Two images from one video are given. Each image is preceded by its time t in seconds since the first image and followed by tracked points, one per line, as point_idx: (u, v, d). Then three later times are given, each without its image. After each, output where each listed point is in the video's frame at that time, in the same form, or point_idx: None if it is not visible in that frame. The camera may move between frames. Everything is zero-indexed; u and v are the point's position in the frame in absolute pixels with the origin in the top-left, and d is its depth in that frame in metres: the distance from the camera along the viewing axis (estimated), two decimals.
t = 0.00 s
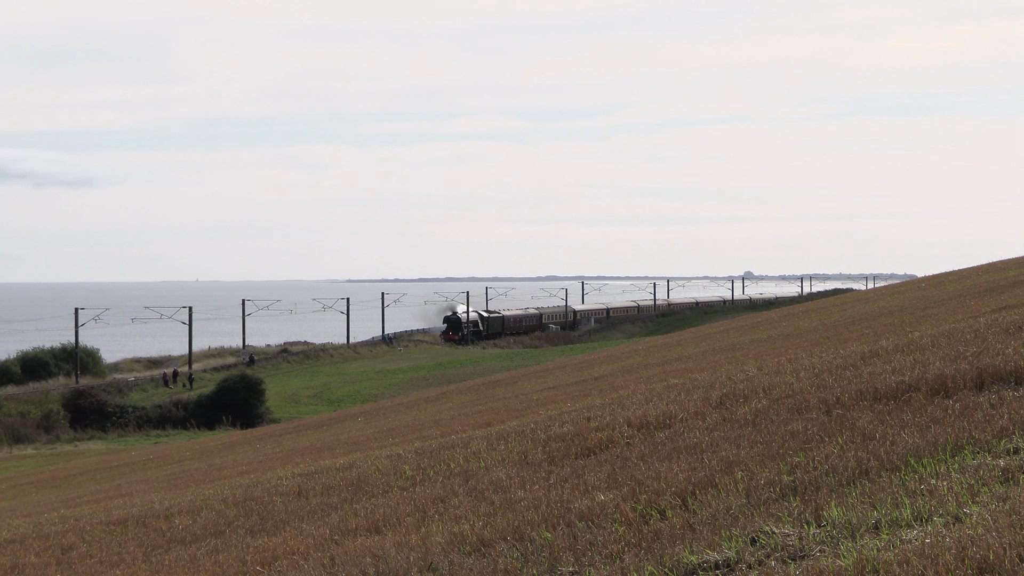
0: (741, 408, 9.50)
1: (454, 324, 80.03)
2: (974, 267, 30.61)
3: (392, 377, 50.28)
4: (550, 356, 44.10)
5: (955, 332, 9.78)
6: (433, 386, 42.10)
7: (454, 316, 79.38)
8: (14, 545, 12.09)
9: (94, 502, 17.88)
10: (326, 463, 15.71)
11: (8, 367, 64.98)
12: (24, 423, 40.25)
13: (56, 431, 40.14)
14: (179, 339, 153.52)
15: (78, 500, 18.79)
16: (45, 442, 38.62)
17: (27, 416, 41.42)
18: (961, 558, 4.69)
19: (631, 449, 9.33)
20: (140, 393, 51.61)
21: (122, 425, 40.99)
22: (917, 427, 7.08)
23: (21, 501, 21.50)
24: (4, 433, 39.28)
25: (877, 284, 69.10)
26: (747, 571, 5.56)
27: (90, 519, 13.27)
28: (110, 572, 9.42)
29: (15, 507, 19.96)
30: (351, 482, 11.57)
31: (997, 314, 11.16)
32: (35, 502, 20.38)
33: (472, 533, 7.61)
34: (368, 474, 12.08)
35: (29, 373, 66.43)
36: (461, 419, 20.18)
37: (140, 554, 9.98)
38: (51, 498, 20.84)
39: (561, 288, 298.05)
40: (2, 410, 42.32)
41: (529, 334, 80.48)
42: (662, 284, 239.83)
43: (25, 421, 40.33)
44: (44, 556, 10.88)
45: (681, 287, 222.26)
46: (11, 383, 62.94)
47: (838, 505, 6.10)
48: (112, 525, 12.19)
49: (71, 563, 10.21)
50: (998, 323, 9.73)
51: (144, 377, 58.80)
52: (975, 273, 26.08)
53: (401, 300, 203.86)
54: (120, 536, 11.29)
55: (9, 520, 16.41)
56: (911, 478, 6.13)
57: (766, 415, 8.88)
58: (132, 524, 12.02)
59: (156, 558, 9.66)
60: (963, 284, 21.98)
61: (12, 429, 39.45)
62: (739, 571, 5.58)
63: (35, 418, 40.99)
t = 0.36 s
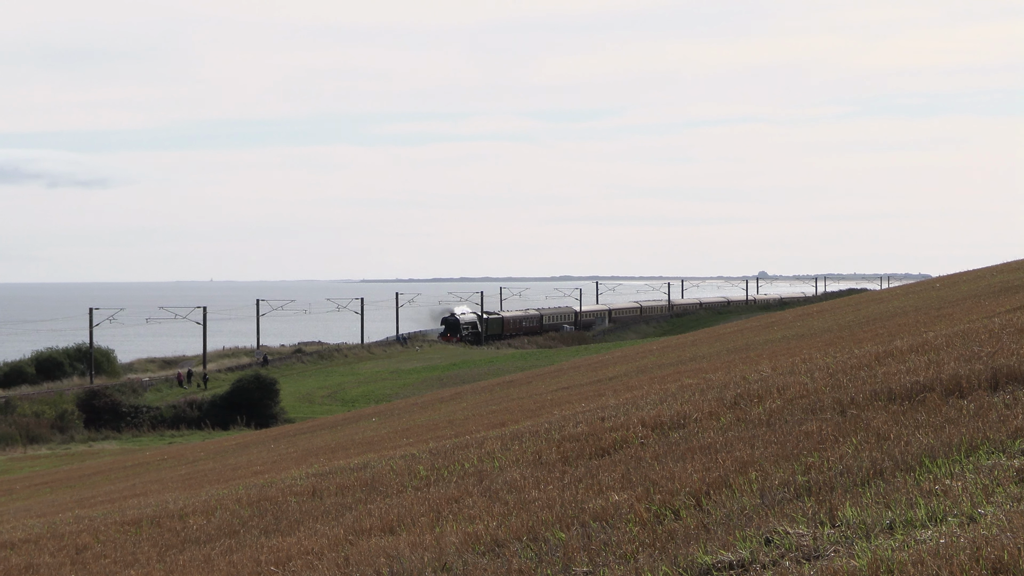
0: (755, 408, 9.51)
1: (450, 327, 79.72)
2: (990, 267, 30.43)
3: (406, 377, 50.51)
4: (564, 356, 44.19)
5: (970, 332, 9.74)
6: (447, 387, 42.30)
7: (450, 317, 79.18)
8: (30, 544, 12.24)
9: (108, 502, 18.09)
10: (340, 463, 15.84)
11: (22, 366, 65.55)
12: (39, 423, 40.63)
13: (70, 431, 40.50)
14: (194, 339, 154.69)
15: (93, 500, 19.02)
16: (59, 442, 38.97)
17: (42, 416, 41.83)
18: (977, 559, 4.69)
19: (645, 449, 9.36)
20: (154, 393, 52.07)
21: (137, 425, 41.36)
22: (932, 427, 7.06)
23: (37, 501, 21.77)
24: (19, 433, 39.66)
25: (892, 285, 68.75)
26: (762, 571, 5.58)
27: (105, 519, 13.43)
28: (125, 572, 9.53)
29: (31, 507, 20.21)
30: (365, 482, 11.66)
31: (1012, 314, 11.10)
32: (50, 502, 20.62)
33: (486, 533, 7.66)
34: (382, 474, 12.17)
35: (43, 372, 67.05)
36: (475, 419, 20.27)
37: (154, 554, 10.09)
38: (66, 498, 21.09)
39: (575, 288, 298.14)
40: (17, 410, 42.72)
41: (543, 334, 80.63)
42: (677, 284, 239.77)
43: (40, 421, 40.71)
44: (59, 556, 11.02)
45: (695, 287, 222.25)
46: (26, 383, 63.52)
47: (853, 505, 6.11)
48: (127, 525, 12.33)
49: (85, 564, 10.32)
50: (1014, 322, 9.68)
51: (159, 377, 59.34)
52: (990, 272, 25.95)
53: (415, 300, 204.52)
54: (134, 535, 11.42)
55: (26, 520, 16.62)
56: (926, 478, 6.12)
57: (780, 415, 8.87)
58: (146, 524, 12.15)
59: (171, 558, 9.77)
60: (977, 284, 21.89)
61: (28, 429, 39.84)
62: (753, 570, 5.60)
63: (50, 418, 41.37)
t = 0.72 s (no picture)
0: (770, 408, 9.51)
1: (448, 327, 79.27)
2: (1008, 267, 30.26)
3: (421, 377, 50.71)
4: (579, 356, 44.30)
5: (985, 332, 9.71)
6: (462, 387, 42.50)
7: (449, 318, 78.69)
8: (46, 544, 12.40)
9: (124, 502, 18.32)
10: (354, 463, 15.97)
11: (38, 367, 66.19)
12: (54, 423, 40.98)
13: (85, 431, 40.86)
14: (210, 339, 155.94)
15: (108, 500, 19.27)
16: (74, 442, 39.33)
17: (57, 416, 42.26)
18: (991, 560, 4.70)
19: (660, 449, 9.39)
20: (169, 393, 52.61)
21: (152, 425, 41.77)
22: (947, 427, 7.06)
23: (53, 501, 22.06)
24: (34, 433, 40.04)
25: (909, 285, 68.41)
26: (777, 571, 5.60)
27: (121, 519, 13.62)
28: (140, 571, 9.64)
29: (47, 507, 20.49)
30: (380, 483, 11.76)
31: None
32: (65, 502, 20.89)
33: (501, 533, 7.72)
34: (396, 474, 12.27)
35: (59, 373, 67.73)
36: (489, 419, 20.39)
37: (169, 554, 10.21)
38: (81, 498, 21.37)
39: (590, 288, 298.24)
40: (32, 410, 43.08)
41: (558, 335, 80.79)
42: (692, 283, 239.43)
43: (55, 421, 41.06)
44: (75, 556, 11.14)
45: (711, 287, 221.78)
46: (42, 384, 64.12)
47: (867, 505, 6.12)
48: (142, 525, 12.48)
49: (100, 564, 10.45)
50: None
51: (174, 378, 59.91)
52: (1007, 272, 25.81)
53: (429, 300, 205.24)
54: (150, 536, 11.55)
55: (41, 519, 16.87)
56: (941, 478, 6.12)
57: (795, 415, 8.87)
58: (161, 524, 12.30)
59: (186, 558, 9.89)
60: (993, 283, 21.79)
61: (43, 428, 40.19)
62: (768, 571, 5.62)
63: (64, 418, 41.71)
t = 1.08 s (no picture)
0: (786, 408, 9.49)
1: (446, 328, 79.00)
2: None
3: (437, 377, 50.88)
4: (594, 357, 44.38)
5: (1002, 332, 9.65)
6: (477, 387, 42.66)
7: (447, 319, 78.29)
8: (62, 544, 12.55)
9: (139, 502, 18.54)
10: (370, 463, 16.10)
11: (54, 367, 66.84)
12: (70, 423, 41.35)
13: (101, 431, 41.21)
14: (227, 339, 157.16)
15: (124, 500, 19.50)
16: (90, 442, 39.70)
17: (74, 416, 42.78)
18: (1007, 560, 4.72)
19: (675, 449, 9.40)
20: (185, 393, 53.15)
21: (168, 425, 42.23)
22: (962, 428, 7.05)
23: (69, 500, 22.33)
24: (51, 432, 40.43)
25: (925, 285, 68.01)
26: (792, 572, 5.62)
27: (136, 519, 13.79)
28: (156, 571, 9.75)
29: (63, 507, 20.75)
30: (395, 483, 11.84)
31: None
32: (81, 502, 21.15)
33: (516, 533, 7.76)
34: (412, 474, 12.36)
35: (76, 372, 68.39)
36: (504, 420, 20.47)
37: (185, 554, 10.32)
38: (97, 498, 21.63)
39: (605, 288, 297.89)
40: (48, 410, 43.43)
41: (574, 335, 80.87)
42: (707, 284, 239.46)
43: (71, 421, 41.41)
44: (90, 556, 11.27)
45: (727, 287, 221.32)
46: (58, 383, 64.76)
47: (883, 506, 6.12)
48: (158, 525, 12.62)
49: (115, 564, 10.55)
50: None
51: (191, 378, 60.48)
52: None
53: (445, 300, 205.90)
54: (165, 536, 11.67)
55: (57, 519, 17.09)
56: (957, 478, 6.12)
57: (811, 415, 8.86)
58: (177, 524, 12.45)
59: (201, 558, 9.99)
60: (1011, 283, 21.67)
61: (59, 428, 40.55)
62: (784, 571, 5.63)
63: (80, 418, 42.06)
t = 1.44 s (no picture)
0: (801, 408, 9.49)
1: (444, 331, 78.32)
2: None
3: (453, 377, 51.07)
4: (611, 357, 44.49)
5: (1019, 332, 9.61)
6: (493, 387, 42.86)
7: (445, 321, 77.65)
8: (79, 544, 12.71)
9: (156, 501, 18.77)
10: (385, 463, 16.23)
11: (71, 367, 67.58)
12: (86, 423, 41.76)
13: (117, 431, 41.60)
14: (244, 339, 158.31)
15: (140, 500, 19.74)
16: (107, 442, 40.10)
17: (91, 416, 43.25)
18: None
19: (691, 449, 9.43)
20: (201, 393, 53.65)
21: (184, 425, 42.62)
22: (979, 428, 7.03)
23: (86, 500, 22.62)
24: (67, 433, 40.84)
25: (943, 284, 67.74)
26: (809, 572, 5.63)
27: (153, 519, 13.96)
28: (171, 571, 9.86)
29: (80, 507, 21.02)
30: (411, 482, 11.94)
31: None
32: (98, 502, 21.42)
33: (532, 533, 7.81)
34: (428, 474, 12.45)
35: (92, 372, 69.12)
36: (519, 420, 20.56)
37: (201, 554, 10.43)
38: (114, 498, 21.90)
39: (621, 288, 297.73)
40: (64, 410, 43.84)
41: (590, 334, 81.00)
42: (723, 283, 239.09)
43: (87, 421, 41.83)
44: (106, 556, 11.39)
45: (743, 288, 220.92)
46: (75, 384, 65.45)
47: (899, 506, 6.13)
48: (174, 525, 12.77)
49: (132, 563, 10.68)
50: None
51: (207, 378, 61.05)
52: None
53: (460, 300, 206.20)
54: (181, 536, 11.82)
55: (74, 519, 17.34)
56: (973, 478, 6.12)
57: (827, 416, 8.85)
58: (193, 523, 12.59)
59: (217, 558, 10.10)
60: None
61: (76, 428, 40.98)
62: (800, 571, 5.65)
63: (97, 418, 42.47)
